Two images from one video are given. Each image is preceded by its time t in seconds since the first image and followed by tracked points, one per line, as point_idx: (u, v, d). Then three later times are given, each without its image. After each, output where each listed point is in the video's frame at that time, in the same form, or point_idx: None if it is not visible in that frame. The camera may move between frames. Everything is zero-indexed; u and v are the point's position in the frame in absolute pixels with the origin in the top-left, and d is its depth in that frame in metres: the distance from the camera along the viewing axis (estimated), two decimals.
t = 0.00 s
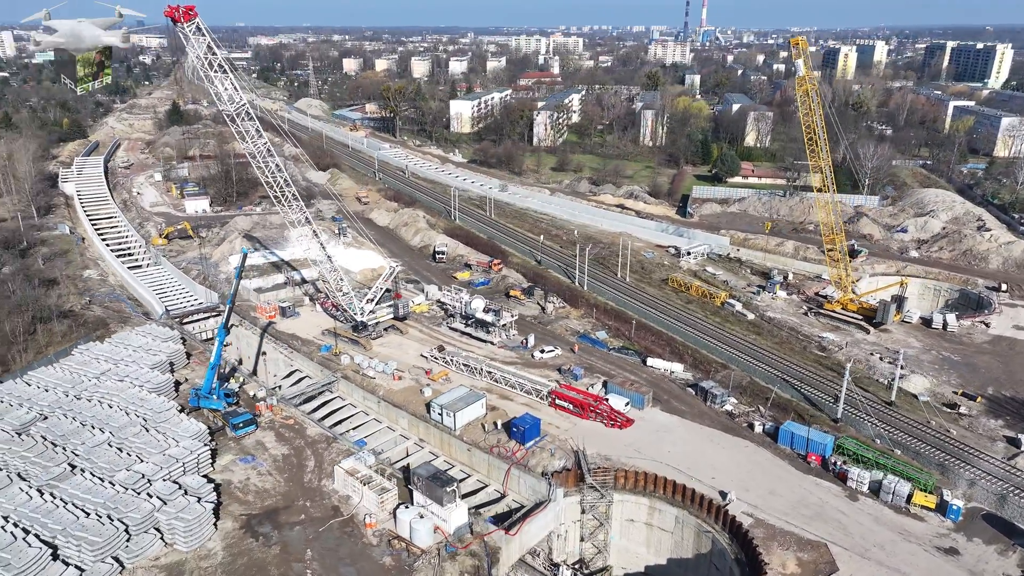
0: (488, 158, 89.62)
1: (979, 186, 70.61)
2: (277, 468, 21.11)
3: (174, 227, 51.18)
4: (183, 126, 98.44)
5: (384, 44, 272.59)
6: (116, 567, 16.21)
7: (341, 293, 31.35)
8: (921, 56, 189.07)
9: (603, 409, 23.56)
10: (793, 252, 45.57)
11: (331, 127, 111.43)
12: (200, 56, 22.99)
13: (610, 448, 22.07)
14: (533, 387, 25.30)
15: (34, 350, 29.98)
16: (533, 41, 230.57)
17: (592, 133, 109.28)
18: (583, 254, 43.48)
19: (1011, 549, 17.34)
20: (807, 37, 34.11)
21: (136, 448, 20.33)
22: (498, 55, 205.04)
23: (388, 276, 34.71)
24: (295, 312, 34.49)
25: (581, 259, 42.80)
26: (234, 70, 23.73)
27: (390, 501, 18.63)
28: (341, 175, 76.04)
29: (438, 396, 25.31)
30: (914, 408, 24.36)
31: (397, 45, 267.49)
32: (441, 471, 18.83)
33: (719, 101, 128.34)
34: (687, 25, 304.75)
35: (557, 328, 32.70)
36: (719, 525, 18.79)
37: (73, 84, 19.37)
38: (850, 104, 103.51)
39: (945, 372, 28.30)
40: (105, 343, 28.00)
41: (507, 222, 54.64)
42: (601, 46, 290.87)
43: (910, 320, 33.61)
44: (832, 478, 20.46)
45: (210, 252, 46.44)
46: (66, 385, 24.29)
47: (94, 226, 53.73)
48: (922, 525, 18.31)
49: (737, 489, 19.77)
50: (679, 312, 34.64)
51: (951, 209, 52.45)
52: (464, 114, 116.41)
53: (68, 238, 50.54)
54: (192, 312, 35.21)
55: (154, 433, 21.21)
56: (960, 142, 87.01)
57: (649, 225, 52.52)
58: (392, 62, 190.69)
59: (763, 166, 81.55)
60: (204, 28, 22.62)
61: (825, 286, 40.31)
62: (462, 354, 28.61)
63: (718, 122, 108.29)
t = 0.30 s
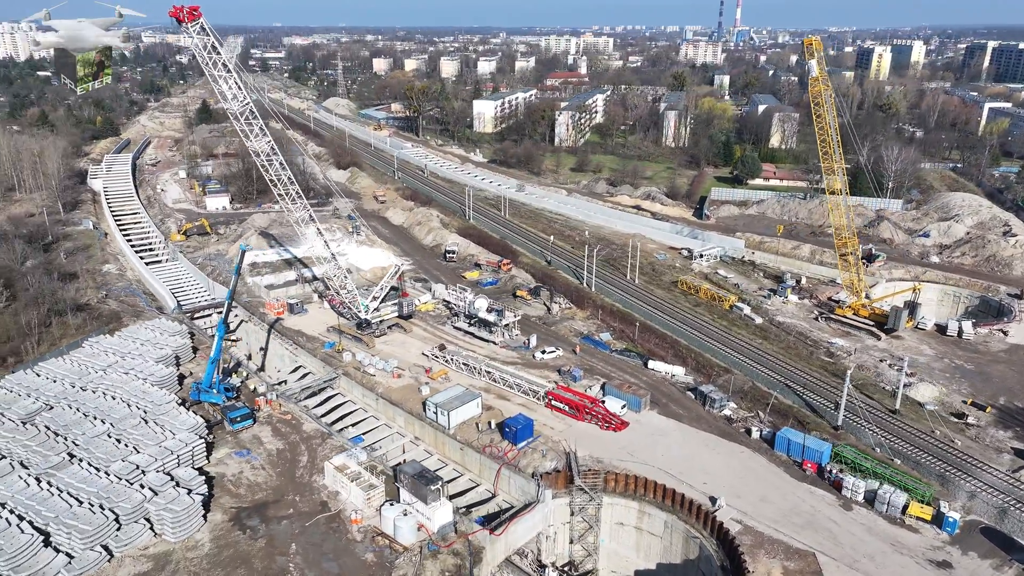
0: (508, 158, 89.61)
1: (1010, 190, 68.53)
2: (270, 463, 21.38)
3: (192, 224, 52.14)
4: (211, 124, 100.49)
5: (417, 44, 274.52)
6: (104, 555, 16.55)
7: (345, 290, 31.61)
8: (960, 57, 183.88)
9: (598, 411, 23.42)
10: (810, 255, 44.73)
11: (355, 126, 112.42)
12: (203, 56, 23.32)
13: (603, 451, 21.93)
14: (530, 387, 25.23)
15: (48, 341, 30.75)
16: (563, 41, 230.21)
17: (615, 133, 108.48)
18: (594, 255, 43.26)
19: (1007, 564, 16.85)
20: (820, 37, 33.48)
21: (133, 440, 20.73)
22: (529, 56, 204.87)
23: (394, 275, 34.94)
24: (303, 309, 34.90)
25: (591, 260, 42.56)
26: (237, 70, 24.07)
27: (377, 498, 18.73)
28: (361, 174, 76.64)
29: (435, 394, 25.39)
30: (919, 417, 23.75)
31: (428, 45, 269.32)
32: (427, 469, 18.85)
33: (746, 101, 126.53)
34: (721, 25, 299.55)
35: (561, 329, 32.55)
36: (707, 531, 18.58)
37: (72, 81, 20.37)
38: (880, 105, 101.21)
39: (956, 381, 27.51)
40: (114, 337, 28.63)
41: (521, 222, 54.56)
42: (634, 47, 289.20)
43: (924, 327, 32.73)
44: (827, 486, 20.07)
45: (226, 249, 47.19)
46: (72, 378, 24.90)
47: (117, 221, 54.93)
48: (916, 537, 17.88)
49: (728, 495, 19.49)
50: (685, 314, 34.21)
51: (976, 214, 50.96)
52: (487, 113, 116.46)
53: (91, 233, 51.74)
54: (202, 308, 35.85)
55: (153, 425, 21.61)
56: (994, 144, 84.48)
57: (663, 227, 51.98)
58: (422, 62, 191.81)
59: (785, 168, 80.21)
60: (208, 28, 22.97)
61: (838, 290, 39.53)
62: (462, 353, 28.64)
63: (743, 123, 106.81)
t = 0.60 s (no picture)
0: (526, 158, 89.59)
1: None
2: (263, 457, 21.64)
3: (209, 220, 52.82)
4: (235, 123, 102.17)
5: (447, 44, 275.33)
6: (91, 544, 16.89)
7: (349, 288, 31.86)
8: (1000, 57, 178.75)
9: (591, 413, 23.27)
10: (823, 259, 43.95)
11: (378, 125, 113.13)
12: (205, 55, 23.80)
13: (594, 452, 21.80)
14: (525, 387, 25.19)
15: (59, 333, 31.46)
16: (591, 41, 229.34)
17: (635, 133, 107.73)
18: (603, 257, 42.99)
19: None
20: (833, 36, 32.93)
21: (129, 431, 21.13)
22: (556, 56, 204.34)
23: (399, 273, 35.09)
24: (309, 306, 35.26)
25: (600, 261, 42.31)
26: (238, 70, 24.53)
27: (362, 494, 18.82)
28: (379, 172, 77.16)
29: (430, 393, 25.46)
30: (921, 425, 23.18)
31: (456, 45, 270.23)
32: (412, 467, 18.90)
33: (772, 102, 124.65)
34: (752, 24, 295.20)
35: (564, 330, 32.43)
36: (692, 536, 18.37)
37: (72, 84, 21.08)
38: (909, 107, 98.97)
39: (965, 389, 26.79)
40: (122, 331, 29.23)
41: (533, 222, 54.47)
42: (663, 47, 286.66)
43: (936, 333, 31.95)
44: (819, 494, 19.70)
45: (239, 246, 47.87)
46: (77, 370, 25.47)
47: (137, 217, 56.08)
48: (906, 548, 17.50)
49: (716, 500, 19.25)
50: (690, 317, 33.81)
51: (1001, 219, 49.57)
52: (508, 113, 116.40)
53: (111, 229, 52.88)
54: (212, 303, 36.44)
55: (149, 417, 21.99)
56: None
57: (676, 228, 51.46)
58: (449, 62, 192.48)
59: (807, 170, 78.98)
60: (210, 27, 23.41)
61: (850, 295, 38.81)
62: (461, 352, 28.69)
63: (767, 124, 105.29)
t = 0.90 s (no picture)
0: (545, 158, 89.40)
1: None
2: (256, 451, 21.89)
3: (224, 218, 54.29)
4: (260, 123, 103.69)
5: (476, 44, 276.24)
6: (80, 533, 17.22)
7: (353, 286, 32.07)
8: None
9: (584, 415, 23.12)
10: (839, 263, 43.09)
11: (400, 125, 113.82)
12: (209, 54, 24.34)
13: (584, 455, 21.65)
14: (520, 388, 25.11)
15: (71, 325, 32.19)
16: (620, 41, 228.14)
17: (657, 134, 106.82)
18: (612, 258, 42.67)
19: None
20: (844, 37, 32.37)
21: (127, 423, 21.50)
22: (584, 56, 203.53)
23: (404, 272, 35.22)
24: (316, 303, 35.59)
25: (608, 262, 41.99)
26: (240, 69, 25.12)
27: (348, 491, 18.92)
28: (397, 172, 77.63)
29: (426, 391, 25.51)
30: (924, 435, 22.60)
31: (486, 45, 270.81)
32: (398, 465, 18.95)
33: (799, 103, 122.60)
34: (786, 23, 290.00)
35: (566, 331, 32.25)
36: (678, 542, 18.15)
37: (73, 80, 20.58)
38: (939, 109, 96.58)
39: (974, 399, 26.01)
40: (130, 325, 29.79)
41: (546, 223, 54.30)
42: (694, 47, 283.90)
43: (948, 341, 31.12)
44: (811, 502, 19.34)
45: (253, 243, 48.53)
46: (83, 363, 26.03)
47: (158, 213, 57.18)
48: (897, 560, 17.08)
49: (704, 506, 19.00)
50: (695, 320, 33.38)
51: None
52: (530, 114, 116.15)
53: (131, 224, 54.00)
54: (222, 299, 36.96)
55: (147, 410, 22.37)
56: None
57: (690, 230, 50.86)
58: (477, 62, 192.93)
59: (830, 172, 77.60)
60: (213, 27, 23.95)
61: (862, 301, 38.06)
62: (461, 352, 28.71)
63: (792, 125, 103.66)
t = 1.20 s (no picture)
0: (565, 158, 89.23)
1: None
2: (251, 446, 22.19)
3: (241, 215, 55.20)
4: (284, 122, 105.30)
5: (506, 44, 277.14)
6: (71, 521, 17.60)
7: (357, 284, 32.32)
8: None
9: (577, 416, 23.02)
10: (854, 267, 42.20)
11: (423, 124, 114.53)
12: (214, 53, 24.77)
13: (575, 457, 21.53)
14: (516, 388, 25.06)
15: (83, 318, 32.94)
16: (649, 42, 226.78)
17: (679, 134, 105.74)
18: (621, 260, 42.39)
19: None
20: (857, 36, 31.87)
21: (125, 415, 21.93)
22: (613, 56, 202.57)
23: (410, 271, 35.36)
24: (323, 300, 35.94)
25: (618, 264, 41.72)
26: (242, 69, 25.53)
27: (335, 487, 19.07)
28: (416, 171, 78.18)
29: (422, 389, 25.59)
30: (925, 444, 22.05)
31: (516, 45, 271.20)
32: (385, 462, 19.06)
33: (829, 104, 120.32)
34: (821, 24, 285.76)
35: (569, 332, 32.13)
36: (662, 547, 17.98)
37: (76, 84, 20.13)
38: (970, 110, 94.14)
39: (982, 409, 25.28)
40: (139, 319, 30.42)
41: (559, 223, 54.16)
42: (726, 48, 280.71)
43: (960, 349, 30.22)
44: (801, 511, 19.01)
45: (268, 240, 49.18)
46: (90, 355, 26.65)
47: (178, 210, 58.39)
48: (884, 572, 16.71)
49: (691, 512, 18.78)
50: (700, 323, 32.97)
51: None
52: (553, 114, 115.84)
53: (151, 221, 55.08)
54: (234, 294, 37.65)
55: (146, 403, 22.81)
56: None
57: (704, 233, 50.26)
58: (505, 62, 193.42)
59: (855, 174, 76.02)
60: (216, 27, 24.35)
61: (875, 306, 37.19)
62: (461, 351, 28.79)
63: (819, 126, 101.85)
